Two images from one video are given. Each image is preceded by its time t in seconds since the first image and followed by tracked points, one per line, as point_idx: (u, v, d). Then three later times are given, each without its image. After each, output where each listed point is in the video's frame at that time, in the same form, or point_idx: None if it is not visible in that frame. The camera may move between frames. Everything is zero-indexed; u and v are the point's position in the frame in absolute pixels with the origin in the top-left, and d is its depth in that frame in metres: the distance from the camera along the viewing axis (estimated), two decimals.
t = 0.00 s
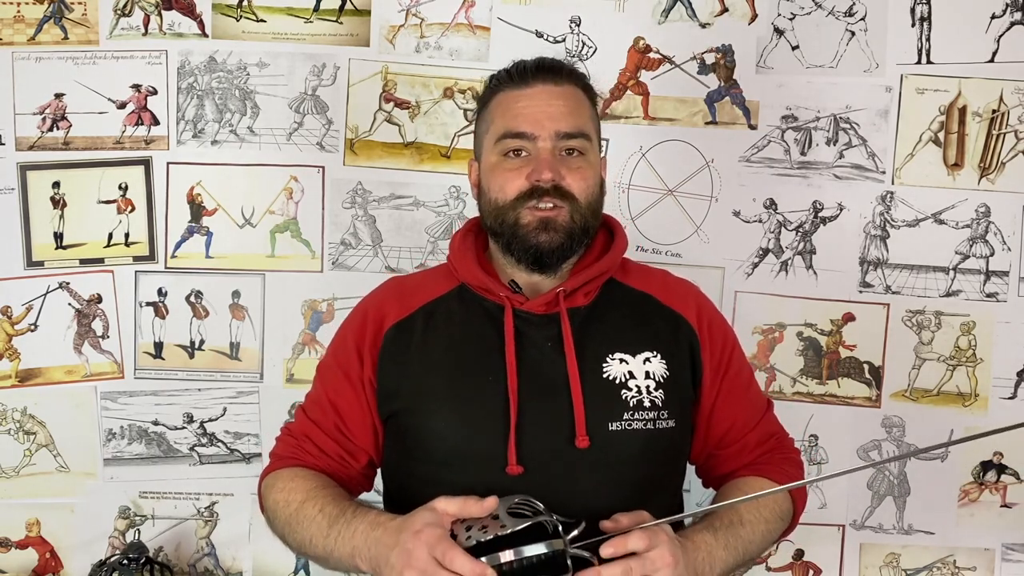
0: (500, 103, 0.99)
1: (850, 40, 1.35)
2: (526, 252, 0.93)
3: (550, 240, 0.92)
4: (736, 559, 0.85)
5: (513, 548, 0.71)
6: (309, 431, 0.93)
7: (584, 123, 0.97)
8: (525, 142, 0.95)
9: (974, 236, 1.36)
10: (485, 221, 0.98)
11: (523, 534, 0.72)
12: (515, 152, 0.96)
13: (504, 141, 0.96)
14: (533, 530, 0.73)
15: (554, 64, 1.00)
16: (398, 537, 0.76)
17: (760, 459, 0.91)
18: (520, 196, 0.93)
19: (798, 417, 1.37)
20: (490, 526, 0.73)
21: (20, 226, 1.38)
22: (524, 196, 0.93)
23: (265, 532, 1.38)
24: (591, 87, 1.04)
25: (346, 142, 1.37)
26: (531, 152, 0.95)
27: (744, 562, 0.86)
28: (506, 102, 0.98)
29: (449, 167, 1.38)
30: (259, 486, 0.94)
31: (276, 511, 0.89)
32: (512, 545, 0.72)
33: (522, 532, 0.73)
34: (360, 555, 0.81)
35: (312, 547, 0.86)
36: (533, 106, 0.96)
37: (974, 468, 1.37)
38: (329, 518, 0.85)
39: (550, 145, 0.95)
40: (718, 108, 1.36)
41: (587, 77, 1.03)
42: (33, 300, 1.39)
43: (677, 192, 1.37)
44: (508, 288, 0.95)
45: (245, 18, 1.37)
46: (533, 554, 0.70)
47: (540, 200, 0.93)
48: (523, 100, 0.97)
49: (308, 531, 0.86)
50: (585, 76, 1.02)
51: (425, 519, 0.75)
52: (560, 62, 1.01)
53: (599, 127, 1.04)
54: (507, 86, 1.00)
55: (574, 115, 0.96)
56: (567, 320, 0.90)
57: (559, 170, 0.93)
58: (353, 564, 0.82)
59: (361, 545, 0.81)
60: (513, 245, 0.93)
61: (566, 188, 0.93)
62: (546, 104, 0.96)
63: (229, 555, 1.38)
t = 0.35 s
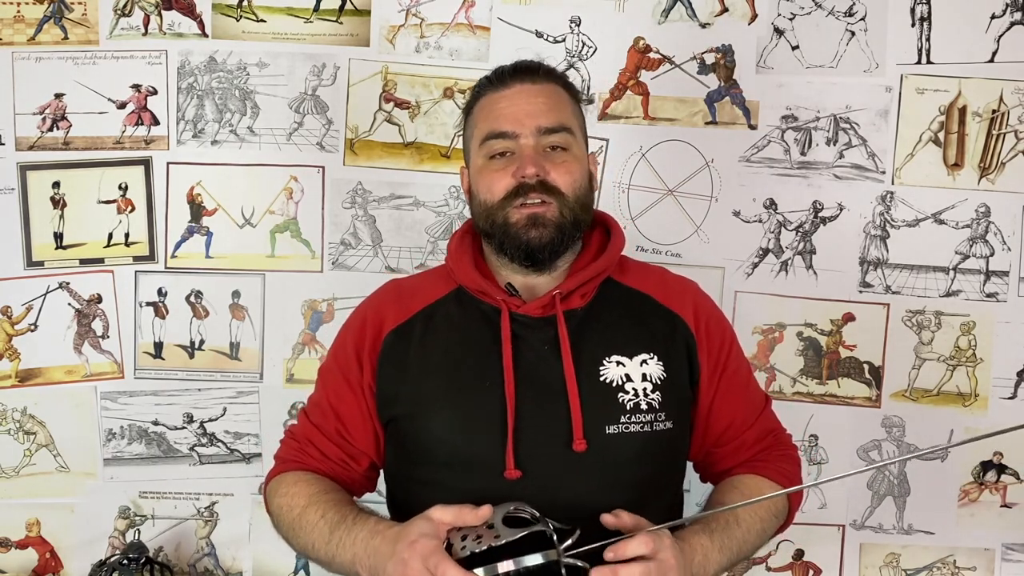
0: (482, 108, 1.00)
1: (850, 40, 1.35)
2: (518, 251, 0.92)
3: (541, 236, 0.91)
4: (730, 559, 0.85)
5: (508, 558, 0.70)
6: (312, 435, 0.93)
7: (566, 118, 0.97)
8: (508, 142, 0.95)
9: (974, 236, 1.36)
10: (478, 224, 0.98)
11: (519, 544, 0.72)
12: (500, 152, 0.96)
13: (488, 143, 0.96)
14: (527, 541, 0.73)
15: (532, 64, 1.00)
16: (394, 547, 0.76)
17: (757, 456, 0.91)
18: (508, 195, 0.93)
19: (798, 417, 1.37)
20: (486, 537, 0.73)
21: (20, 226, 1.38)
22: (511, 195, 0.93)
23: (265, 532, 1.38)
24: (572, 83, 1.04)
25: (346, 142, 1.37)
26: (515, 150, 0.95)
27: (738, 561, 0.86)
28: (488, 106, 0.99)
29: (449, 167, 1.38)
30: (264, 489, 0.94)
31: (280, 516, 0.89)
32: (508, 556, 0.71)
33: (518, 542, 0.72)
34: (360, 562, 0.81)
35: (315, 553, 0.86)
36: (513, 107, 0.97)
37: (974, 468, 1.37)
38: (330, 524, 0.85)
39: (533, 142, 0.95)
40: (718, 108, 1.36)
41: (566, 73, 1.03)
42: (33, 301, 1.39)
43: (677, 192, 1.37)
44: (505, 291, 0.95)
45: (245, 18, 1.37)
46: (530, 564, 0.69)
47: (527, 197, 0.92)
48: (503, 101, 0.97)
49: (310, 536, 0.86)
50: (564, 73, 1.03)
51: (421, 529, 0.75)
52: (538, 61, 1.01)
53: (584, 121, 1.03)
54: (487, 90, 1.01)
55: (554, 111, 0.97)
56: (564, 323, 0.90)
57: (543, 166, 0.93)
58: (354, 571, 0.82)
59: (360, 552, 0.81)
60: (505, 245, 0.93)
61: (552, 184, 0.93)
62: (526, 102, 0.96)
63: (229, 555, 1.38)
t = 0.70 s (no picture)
0: (477, 111, 1.00)
1: (850, 40, 1.35)
2: (516, 252, 0.93)
3: (537, 235, 0.91)
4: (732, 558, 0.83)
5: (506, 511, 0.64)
6: (312, 433, 0.96)
7: (559, 117, 0.97)
8: (503, 144, 0.95)
9: (974, 236, 1.36)
10: (476, 227, 0.98)
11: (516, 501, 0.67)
12: (496, 154, 0.96)
13: (483, 145, 0.96)
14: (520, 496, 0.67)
15: (524, 66, 1.01)
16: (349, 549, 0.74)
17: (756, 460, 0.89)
18: (504, 196, 0.93)
19: (798, 417, 1.37)
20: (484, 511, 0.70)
21: (20, 226, 1.38)
22: (507, 196, 0.93)
23: (266, 532, 1.38)
24: (566, 84, 1.05)
25: (346, 142, 1.37)
26: (510, 152, 0.95)
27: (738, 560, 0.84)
28: (482, 109, 0.99)
29: (449, 166, 1.38)
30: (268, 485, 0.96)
31: (280, 512, 0.91)
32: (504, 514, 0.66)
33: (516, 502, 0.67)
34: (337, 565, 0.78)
35: (304, 552, 0.85)
36: (507, 109, 0.97)
37: (974, 467, 1.37)
38: (318, 523, 0.84)
39: (527, 143, 0.95)
40: (718, 108, 1.36)
41: (559, 74, 1.03)
42: (33, 301, 1.39)
43: (677, 192, 1.37)
44: (503, 292, 0.95)
45: (245, 18, 1.37)
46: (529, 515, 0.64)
47: (523, 197, 0.92)
48: (496, 104, 0.98)
49: (301, 535, 0.85)
50: (557, 74, 1.03)
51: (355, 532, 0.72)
52: (531, 63, 1.02)
53: (580, 121, 1.03)
54: (480, 94, 1.01)
55: (548, 112, 0.97)
56: (560, 325, 0.89)
57: (538, 166, 0.93)
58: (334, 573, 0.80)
59: (337, 553, 0.78)
60: (503, 246, 0.93)
61: (547, 184, 0.93)
62: (519, 104, 0.96)
63: (229, 555, 1.38)
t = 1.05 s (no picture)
0: (478, 113, 0.99)
1: (850, 40, 1.35)
2: (517, 257, 0.94)
3: (539, 242, 0.92)
4: (731, 501, 0.75)
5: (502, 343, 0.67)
6: (319, 434, 0.97)
7: (561, 121, 0.96)
8: (505, 149, 0.95)
9: (974, 236, 1.36)
10: (477, 231, 0.99)
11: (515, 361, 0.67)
12: (497, 159, 0.96)
13: (485, 150, 0.96)
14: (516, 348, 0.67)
15: (526, 66, 0.99)
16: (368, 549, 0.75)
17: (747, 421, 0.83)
18: (505, 202, 0.93)
19: (798, 417, 1.37)
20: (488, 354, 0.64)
21: (20, 226, 1.38)
22: (508, 202, 0.93)
23: (266, 532, 1.38)
24: (568, 83, 1.03)
25: (346, 142, 1.37)
26: (512, 158, 0.95)
27: (739, 513, 0.76)
28: (483, 111, 0.98)
29: (449, 167, 1.38)
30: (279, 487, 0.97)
31: (290, 514, 0.92)
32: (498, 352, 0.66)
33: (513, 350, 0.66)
34: (347, 564, 0.78)
35: (316, 550, 0.85)
36: (509, 112, 0.96)
37: (974, 467, 1.36)
38: (328, 524, 0.85)
39: (529, 149, 0.94)
40: (718, 108, 1.36)
41: (561, 73, 1.02)
42: (33, 300, 1.39)
43: (677, 192, 1.37)
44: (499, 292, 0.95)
45: (245, 18, 1.37)
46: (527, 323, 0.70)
47: (525, 204, 0.92)
48: (498, 107, 0.97)
49: (312, 535, 0.86)
50: (560, 74, 1.02)
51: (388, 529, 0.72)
52: (532, 63, 1.00)
53: (582, 123, 1.03)
54: (481, 94, 1.00)
55: (550, 115, 0.96)
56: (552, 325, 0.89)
57: (541, 173, 0.93)
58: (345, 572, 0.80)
59: (347, 553, 0.79)
60: (505, 251, 0.94)
61: (549, 190, 0.93)
62: (521, 107, 0.95)
63: (229, 555, 1.38)
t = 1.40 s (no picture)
0: (484, 110, 0.99)
1: (850, 40, 1.35)
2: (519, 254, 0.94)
3: (541, 240, 0.92)
4: (719, 495, 0.75)
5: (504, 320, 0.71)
6: (318, 434, 0.96)
7: (566, 120, 0.97)
8: (509, 146, 0.95)
9: (974, 236, 1.36)
10: (480, 228, 0.99)
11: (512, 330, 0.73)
12: (502, 156, 0.96)
13: (489, 146, 0.96)
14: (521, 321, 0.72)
15: (533, 64, 1.00)
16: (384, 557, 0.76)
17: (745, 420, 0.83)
18: (508, 199, 0.93)
19: (798, 417, 1.37)
20: (493, 319, 0.70)
21: (20, 226, 1.38)
22: (512, 198, 0.93)
23: (266, 532, 1.38)
24: (573, 82, 1.04)
25: (346, 142, 1.37)
26: (516, 154, 0.95)
27: (727, 510, 0.76)
28: (489, 108, 0.98)
29: (449, 166, 1.38)
30: (279, 486, 0.97)
31: (291, 515, 0.92)
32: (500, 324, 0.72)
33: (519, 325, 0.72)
34: (356, 568, 0.80)
35: (320, 553, 0.87)
36: (515, 109, 0.96)
37: (974, 468, 1.36)
38: (332, 527, 0.86)
39: (533, 146, 0.95)
40: (718, 108, 1.36)
41: (567, 72, 1.02)
42: (33, 301, 1.39)
43: (678, 192, 1.37)
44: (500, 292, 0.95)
45: (244, 18, 1.37)
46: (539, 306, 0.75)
47: (528, 202, 0.92)
48: (504, 104, 0.97)
49: (315, 537, 0.87)
50: (566, 73, 1.02)
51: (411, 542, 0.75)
52: (539, 62, 1.01)
53: (586, 122, 1.03)
54: (488, 92, 1.00)
55: (555, 114, 0.96)
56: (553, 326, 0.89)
57: (544, 170, 0.93)
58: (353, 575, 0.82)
59: (356, 558, 0.81)
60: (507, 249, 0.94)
61: (553, 188, 0.93)
62: (527, 105, 0.96)
63: (229, 555, 1.38)
